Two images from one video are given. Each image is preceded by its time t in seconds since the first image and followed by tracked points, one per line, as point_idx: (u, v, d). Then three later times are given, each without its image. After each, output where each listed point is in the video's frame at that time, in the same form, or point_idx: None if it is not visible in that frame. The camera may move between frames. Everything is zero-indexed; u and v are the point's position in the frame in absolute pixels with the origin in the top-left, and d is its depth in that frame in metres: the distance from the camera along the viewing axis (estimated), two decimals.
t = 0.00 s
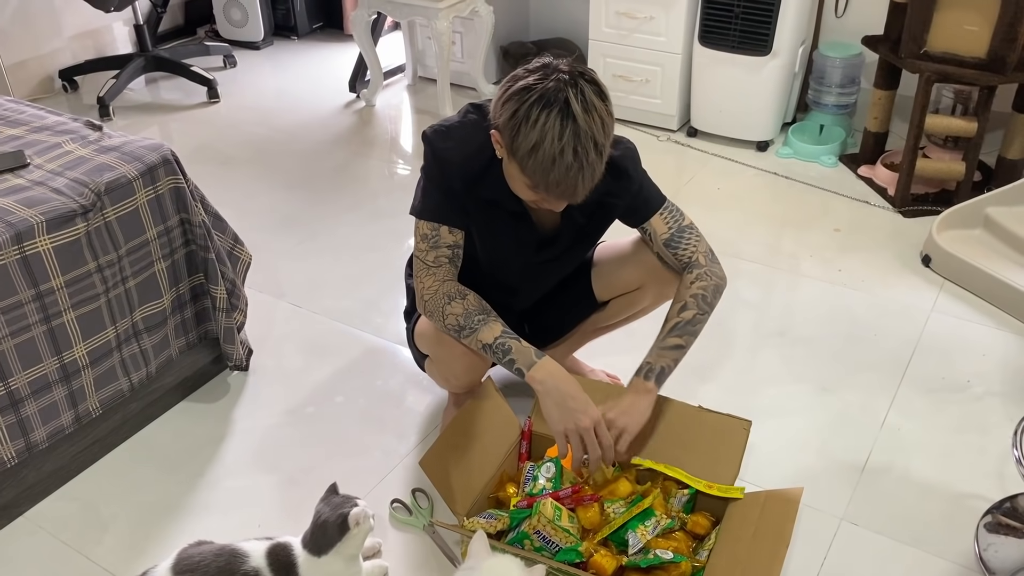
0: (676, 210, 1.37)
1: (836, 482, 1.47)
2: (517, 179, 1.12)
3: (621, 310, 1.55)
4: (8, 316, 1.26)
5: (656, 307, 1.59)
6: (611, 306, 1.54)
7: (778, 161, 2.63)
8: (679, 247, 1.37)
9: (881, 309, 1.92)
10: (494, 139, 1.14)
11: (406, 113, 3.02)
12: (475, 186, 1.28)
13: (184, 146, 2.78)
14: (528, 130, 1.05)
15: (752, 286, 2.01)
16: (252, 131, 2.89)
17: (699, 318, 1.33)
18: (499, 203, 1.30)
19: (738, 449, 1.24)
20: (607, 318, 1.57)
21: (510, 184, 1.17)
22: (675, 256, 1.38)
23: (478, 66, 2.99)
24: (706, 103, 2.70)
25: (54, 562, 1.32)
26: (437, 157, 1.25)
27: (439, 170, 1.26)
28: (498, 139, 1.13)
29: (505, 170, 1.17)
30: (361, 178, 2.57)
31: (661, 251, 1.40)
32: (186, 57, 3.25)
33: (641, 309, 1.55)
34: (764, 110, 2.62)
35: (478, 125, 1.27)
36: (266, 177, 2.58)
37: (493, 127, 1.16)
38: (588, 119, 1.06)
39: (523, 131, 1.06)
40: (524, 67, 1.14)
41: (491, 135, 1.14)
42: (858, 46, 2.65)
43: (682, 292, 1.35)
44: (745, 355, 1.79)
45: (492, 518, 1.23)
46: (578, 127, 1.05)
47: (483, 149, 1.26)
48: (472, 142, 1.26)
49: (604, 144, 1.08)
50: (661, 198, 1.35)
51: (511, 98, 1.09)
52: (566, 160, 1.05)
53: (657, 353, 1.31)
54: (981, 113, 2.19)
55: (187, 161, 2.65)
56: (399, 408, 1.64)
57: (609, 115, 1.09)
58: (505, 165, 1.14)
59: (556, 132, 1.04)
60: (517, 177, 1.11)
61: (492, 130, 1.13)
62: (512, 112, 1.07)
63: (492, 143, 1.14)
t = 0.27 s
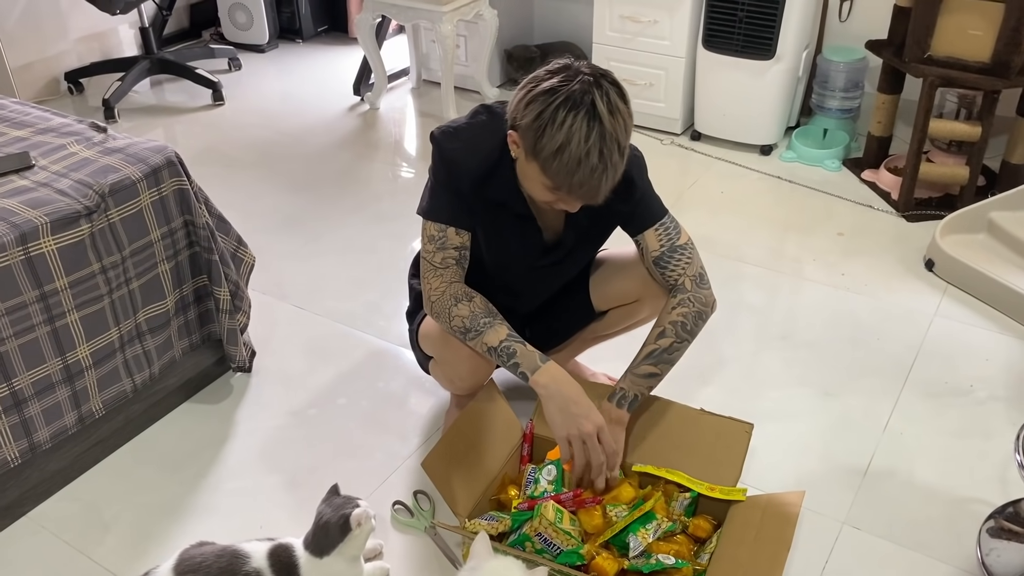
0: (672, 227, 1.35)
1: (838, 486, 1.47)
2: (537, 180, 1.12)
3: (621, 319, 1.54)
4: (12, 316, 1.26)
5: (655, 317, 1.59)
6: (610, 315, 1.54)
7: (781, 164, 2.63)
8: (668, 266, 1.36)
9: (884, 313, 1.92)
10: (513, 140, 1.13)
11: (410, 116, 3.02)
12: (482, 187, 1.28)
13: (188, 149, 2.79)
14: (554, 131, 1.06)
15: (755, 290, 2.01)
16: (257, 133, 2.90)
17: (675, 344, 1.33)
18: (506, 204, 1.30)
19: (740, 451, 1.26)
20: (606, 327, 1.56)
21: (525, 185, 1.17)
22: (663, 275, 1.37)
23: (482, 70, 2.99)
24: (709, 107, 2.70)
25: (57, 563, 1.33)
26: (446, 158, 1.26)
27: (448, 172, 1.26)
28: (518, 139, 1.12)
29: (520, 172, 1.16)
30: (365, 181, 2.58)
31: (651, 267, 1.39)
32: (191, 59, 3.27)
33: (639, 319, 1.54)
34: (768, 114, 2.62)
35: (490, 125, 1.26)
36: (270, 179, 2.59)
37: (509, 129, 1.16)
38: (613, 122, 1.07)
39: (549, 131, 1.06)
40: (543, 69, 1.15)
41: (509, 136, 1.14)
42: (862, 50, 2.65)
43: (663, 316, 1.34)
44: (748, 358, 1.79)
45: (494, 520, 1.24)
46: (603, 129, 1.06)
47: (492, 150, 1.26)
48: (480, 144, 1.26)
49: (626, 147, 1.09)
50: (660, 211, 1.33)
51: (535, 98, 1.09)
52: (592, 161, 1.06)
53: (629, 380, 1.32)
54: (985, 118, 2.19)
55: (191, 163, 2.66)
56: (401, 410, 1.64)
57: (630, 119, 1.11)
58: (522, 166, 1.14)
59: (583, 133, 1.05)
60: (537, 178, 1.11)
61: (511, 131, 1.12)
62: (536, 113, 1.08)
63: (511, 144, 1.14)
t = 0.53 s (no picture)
0: (673, 228, 1.35)
1: (842, 489, 1.46)
2: (551, 174, 1.12)
3: (622, 321, 1.54)
4: (19, 316, 1.27)
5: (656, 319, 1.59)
6: (612, 317, 1.54)
7: (786, 168, 2.63)
8: (666, 269, 1.35)
9: (889, 316, 1.91)
10: (526, 135, 1.13)
11: (415, 118, 3.03)
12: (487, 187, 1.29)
13: (194, 151, 2.80)
14: (573, 125, 1.06)
15: (760, 292, 2.01)
16: (263, 136, 2.90)
17: (667, 347, 1.32)
18: (511, 204, 1.30)
19: (744, 455, 1.26)
20: (608, 329, 1.56)
21: (537, 181, 1.17)
22: (662, 277, 1.37)
23: (487, 72, 3.00)
24: (714, 110, 2.70)
25: (62, 562, 1.33)
26: (451, 157, 1.26)
27: (451, 170, 1.27)
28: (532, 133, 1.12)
29: (531, 166, 1.16)
30: (370, 183, 2.58)
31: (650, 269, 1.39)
32: (197, 62, 3.28)
33: (640, 320, 1.55)
34: (773, 118, 2.62)
35: (496, 125, 1.28)
36: (275, 182, 2.59)
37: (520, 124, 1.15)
38: (630, 116, 1.08)
39: (568, 125, 1.06)
40: (556, 63, 1.15)
41: (522, 130, 1.13)
42: (867, 54, 2.64)
43: (660, 318, 1.34)
44: (753, 361, 1.78)
45: (498, 520, 1.23)
46: (622, 124, 1.07)
47: (496, 149, 1.27)
48: (485, 143, 1.26)
49: (641, 141, 1.10)
50: (661, 213, 1.34)
51: (551, 92, 1.09)
52: (610, 155, 1.07)
53: (626, 382, 1.31)
54: (991, 121, 2.18)
55: (197, 165, 2.67)
56: (406, 412, 1.64)
57: (643, 112, 1.12)
58: (535, 160, 1.14)
59: (602, 127, 1.06)
60: (553, 171, 1.11)
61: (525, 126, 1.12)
62: (554, 107, 1.07)
63: (524, 138, 1.14)
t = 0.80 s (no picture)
0: (668, 223, 1.36)
1: (844, 491, 1.46)
2: (549, 162, 1.12)
3: (622, 319, 1.54)
4: (24, 317, 1.28)
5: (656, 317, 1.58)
6: (612, 315, 1.54)
7: (789, 171, 2.63)
8: (663, 263, 1.36)
9: (892, 319, 1.91)
10: (522, 125, 1.14)
11: (419, 122, 3.04)
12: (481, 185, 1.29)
13: (199, 154, 2.81)
14: (569, 111, 1.07)
15: (762, 295, 2.01)
16: (267, 139, 2.91)
17: (669, 342, 1.32)
18: (505, 199, 1.31)
19: (745, 456, 1.25)
20: (608, 328, 1.56)
21: (534, 171, 1.17)
22: (659, 271, 1.38)
23: (490, 76, 3.01)
24: (717, 114, 2.70)
25: (65, 562, 1.34)
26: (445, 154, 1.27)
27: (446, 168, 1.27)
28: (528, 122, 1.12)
29: (527, 157, 1.17)
30: (374, 186, 2.59)
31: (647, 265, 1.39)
32: (201, 66, 3.29)
33: (640, 318, 1.55)
34: (776, 121, 2.62)
35: (488, 123, 1.28)
36: (279, 185, 2.60)
37: (515, 115, 1.16)
38: (625, 99, 1.09)
39: (564, 110, 1.07)
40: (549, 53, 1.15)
41: (518, 121, 1.14)
42: (870, 57, 2.65)
43: (659, 313, 1.34)
44: (755, 364, 1.78)
45: (500, 522, 1.23)
46: (617, 107, 1.08)
47: (490, 146, 1.28)
48: (478, 141, 1.27)
49: (636, 124, 1.11)
50: (655, 208, 1.34)
51: (546, 80, 1.10)
52: (607, 138, 1.07)
53: (630, 380, 1.31)
54: (994, 124, 2.18)
55: (202, 168, 2.68)
56: (408, 414, 1.64)
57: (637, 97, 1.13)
58: (532, 150, 1.14)
59: (598, 110, 1.06)
60: (551, 159, 1.11)
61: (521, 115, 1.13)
62: (550, 94, 1.08)
63: (520, 128, 1.14)
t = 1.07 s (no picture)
0: (668, 213, 1.40)
1: (844, 495, 1.47)
2: (532, 146, 1.14)
3: (622, 318, 1.55)
4: (27, 321, 1.28)
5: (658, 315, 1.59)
6: (613, 313, 1.55)
7: (790, 175, 2.63)
8: (673, 247, 1.39)
9: (893, 323, 1.91)
10: (504, 113, 1.16)
11: (421, 127, 3.04)
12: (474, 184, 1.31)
13: (202, 158, 2.82)
14: (544, 86, 1.09)
15: (764, 299, 2.01)
16: (270, 144, 2.92)
17: (691, 319, 1.33)
18: (497, 198, 1.32)
19: (746, 461, 1.25)
20: (609, 327, 1.57)
21: (520, 160, 1.19)
22: (669, 257, 1.40)
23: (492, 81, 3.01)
24: (718, 118, 2.71)
25: (67, 566, 1.34)
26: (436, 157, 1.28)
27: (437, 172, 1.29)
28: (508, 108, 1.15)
29: (513, 146, 1.19)
30: (376, 191, 2.60)
31: (655, 254, 1.42)
32: (204, 71, 3.30)
33: (641, 316, 1.55)
34: (777, 125, 2.63)
35: (478, 126, 1.32)
36: (281, 189, 2.61)
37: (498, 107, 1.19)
38: (599, 73, 1.11)
39: (538, 86, 1.10)
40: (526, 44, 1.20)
41: (499, 110, 1.17)
42: (871, 61, 2.65)
43: (679, 291, 1.35)
44: (757, 368, 1.79)
45: (500, 526, 1.23)
46: (591, 80, 1.10)
47: (479, 149, 1.30)
48: (467, 145, 1.30)
49: (615, 100, 1.13)
50: (653, 199, 1.38)
51: (521, 63, 1.13)
52: (582, 110, 1.09)
53: (657, 355, 1.31)
54: (994, 128, 2.19)
55: (205, 173, 2.69)
56: (409, 417, 1.65)
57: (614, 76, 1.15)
58: (515, 137, 1.17)
59: (571, 84, 1.09)
60: (532, 141, 1.13)
61: (502, 102, 1.15)
62: (524, 73, 1.11)
63: (502, 116, 1.17)
